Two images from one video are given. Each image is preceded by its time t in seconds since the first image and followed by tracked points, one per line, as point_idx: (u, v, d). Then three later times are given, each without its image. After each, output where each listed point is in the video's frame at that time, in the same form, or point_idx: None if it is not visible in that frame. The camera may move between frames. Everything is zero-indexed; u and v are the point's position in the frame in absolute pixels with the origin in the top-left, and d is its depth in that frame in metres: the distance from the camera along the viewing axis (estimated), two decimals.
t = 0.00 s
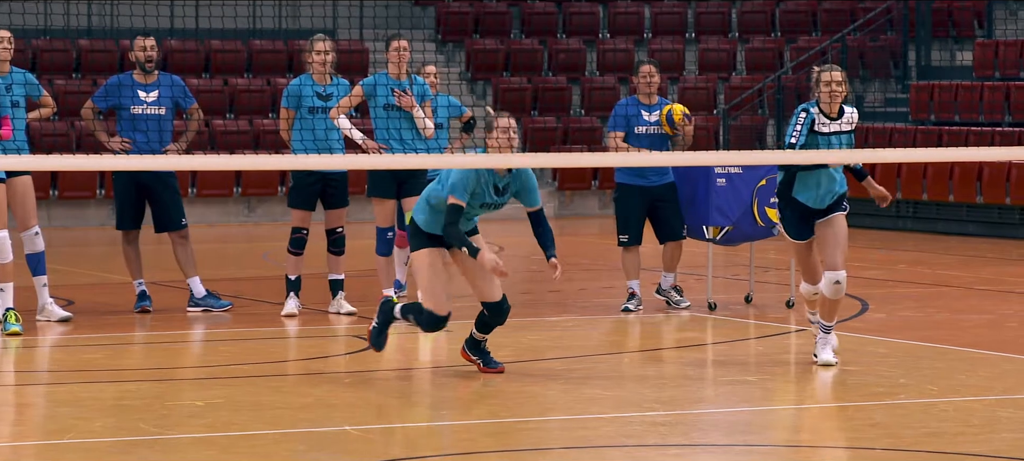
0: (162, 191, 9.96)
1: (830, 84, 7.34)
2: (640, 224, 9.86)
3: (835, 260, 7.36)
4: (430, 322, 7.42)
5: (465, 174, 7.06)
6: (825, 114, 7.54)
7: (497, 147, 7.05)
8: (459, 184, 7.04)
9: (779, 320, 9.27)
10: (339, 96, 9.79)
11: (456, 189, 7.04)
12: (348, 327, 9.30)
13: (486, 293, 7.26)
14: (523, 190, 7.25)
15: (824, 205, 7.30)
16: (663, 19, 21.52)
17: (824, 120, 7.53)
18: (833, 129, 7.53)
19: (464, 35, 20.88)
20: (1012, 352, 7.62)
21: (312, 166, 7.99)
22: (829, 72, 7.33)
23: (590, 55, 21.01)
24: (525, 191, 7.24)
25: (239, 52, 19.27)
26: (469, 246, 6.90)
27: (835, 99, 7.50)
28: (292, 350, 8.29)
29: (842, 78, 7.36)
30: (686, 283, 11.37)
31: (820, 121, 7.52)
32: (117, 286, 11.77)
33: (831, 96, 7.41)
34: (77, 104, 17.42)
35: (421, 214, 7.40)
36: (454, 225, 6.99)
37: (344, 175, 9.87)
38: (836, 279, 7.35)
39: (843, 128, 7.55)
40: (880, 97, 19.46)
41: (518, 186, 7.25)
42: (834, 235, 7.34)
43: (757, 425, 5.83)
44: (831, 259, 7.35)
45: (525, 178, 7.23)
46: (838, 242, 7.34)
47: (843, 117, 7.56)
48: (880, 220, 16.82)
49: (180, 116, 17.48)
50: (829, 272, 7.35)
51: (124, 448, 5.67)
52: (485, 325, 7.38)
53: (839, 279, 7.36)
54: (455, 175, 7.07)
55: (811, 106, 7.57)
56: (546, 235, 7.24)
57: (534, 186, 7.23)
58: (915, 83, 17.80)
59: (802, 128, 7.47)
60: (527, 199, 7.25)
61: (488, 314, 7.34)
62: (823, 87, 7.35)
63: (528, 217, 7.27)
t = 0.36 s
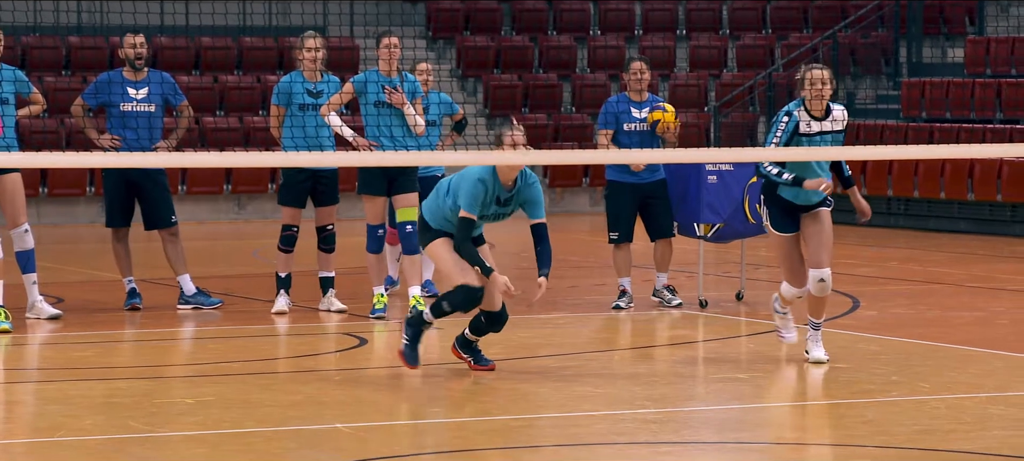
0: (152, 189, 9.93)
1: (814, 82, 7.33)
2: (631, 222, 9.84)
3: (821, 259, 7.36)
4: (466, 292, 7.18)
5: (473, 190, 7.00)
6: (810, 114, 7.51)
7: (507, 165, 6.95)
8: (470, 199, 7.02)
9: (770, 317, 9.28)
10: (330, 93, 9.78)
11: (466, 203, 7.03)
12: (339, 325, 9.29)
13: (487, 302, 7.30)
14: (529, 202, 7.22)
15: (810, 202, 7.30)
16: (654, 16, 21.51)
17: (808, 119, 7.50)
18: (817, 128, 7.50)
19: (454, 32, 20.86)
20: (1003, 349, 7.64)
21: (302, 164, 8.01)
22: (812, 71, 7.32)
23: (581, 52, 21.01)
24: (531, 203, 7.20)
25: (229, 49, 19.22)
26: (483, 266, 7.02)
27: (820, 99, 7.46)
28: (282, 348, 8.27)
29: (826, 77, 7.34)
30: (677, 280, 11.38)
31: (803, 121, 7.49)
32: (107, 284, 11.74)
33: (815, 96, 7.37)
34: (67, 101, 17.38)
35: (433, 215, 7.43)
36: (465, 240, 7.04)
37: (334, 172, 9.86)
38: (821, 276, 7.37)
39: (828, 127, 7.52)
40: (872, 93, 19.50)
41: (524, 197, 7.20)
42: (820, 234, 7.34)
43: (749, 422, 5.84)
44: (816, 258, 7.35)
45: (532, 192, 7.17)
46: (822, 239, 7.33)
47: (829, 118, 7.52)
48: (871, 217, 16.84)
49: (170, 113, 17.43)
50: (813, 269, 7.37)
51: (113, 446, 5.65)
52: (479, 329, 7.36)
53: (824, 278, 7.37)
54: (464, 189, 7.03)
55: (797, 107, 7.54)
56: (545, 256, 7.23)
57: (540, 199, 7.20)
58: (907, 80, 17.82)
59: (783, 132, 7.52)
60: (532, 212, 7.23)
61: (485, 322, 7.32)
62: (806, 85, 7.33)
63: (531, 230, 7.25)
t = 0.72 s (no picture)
0: (142, 185, 9.91)
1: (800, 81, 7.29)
2: (620, 216, 9.84)
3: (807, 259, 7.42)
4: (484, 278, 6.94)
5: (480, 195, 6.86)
6: (794, 113, 7.44)
7: (514, 171, 6.83)
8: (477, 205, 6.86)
9: (761, 313, 9.29)
10: (320, 89, 9.73)
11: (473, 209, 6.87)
12: (330, 321, 9.27)
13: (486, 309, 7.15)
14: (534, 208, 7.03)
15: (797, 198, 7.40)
16: (645, 12, 21.50)
17: (792, 118, 7.44)
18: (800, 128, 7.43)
19: (444, 27, 20.83)
20: (994, 345, 7.65)
21: (294, 160, 7.99)
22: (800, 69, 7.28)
23: (571, 48, 21.00)
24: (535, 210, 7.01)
25: (219, 45, 19.19)
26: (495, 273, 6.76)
27: (805, 97, 7.41)
28: (272, 345, 8.26)
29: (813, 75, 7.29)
30: (668, 276, 11.38)
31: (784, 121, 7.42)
32: (96, 280, 11.71)
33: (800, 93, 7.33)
34: (56, 97, 17.33)
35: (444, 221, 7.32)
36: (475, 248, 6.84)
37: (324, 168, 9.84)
38: (807, 275, 7.38)
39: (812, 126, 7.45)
40: (862, 89, 19.52)
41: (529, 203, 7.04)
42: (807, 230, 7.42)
43: (740, 419, 5.84)
44: (802, 257, 7.40)
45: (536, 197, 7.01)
46: (807, 236, 7.42)
47: (814, 116, 7.47)
48: (862, 213, 16.87)
49: (159, 109, 17.39)
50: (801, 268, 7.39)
51: (102, 443, 5.63)
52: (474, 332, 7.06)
53: (810, 276, 7.38)
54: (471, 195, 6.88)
55: (780, 106, 7.48)
56: (542, 263, 6.99)
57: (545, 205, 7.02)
58: (898, 76, 17.84)
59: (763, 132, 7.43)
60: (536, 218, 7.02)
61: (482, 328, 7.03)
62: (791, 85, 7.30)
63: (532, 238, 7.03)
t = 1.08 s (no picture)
0: (130, 182, 9.87)
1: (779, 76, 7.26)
2: (610, 215, 9.84)
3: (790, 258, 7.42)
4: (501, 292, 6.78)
5: (487, 200, 6.69)
6: (772, 111, 7.48)
7: (521, 176, 6.67)
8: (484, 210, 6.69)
9: (750, 311, 9.30)
10: (309, 86, 9.70)
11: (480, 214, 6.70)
12: (319, 318, 9.26)
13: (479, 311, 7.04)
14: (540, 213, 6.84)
15: (784, 196, 7.38)
16: (635, 9, 21.52)
17: (771, 117, 7.48)
18: (779, 126, 7.48)
19: (433, 24, 20.83)
20: (982, 343, 7.66)
21: (282, 157, 7.97)
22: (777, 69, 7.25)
23: (560, 45, 20.99)
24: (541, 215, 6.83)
25: (208, 42, 19.17)
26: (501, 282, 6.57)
27: (784, 95, 7.45)
28: (261, 342, 8.25)
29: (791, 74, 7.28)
30: (658, 273, 11.39)
31: (762, 119, 7.47)
32: (85, 278, 11.69)
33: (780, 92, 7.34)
34: (45, 94, 17.29)
35: (453, 225, 7.13)
36: (483, 254, 6.66)
37: (313, 166, 9.82)
38: (791, 274, 7.40)
39: (792, 124, 7.50)
40: (852, 86, 19.56)
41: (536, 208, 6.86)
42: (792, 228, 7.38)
43: (729, 416, 5.84)
44: (786, 257, 7.40)
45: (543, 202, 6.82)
46: (792, 234, 7.38)
47: (794, 113, 7.52)
48: (851, 210, 16.90)
49: (148, 106, 17.36)
50: (784, 267, 7.40)
51: (91, 441, 5.62)
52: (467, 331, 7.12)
53: (794, 275, 7.41)
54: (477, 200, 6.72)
55: (760, 104, 7.52)
56: (543, 271, 6.76)
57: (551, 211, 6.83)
58: (888, 73, 17.88)
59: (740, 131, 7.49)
60: (542, 224, 6.84)
61: (474, 327, 7.04)
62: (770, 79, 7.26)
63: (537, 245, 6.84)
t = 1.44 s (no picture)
0: (116, 181, 9.83)
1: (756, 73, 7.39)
2: (599, 217, 9.84)
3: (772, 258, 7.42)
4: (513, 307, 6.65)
5: (494, 209, 6.49)
6: (743, 112, 7.54)
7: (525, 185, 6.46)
8: (490, 218, 6.48)
9: (738, 310, 9.31)
10: (295, 85, 9.71)
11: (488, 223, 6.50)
12: (306, 317, 9.24)
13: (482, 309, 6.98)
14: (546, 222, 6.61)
15: (764, 194, 7.36)
16: (621, 8, 21.52)
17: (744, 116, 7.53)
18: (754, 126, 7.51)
19: (420, 23, 20.81)
20: (970, 342, 7.68)
21: (269, 156, 7.95)
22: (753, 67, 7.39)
23: (548, 44, 20.98)
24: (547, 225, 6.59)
25: (194, 40, 19.13)
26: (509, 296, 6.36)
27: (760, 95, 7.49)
28: (247, 341, 8.22)
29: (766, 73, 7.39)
30: (645, 273, 11.40)
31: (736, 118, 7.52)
32: (70, 277, 11.64)
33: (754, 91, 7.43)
34: (31, 93, 17.22)
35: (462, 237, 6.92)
36: (494, 265, 6.47)
37: (299, 165, 9.78)
38: (773, 274, 7.42)
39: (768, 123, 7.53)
40: (840, 85, 19.59)
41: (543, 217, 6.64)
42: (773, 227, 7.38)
43: (717, 416, 5.84)
44: (768, 257, 7.40)
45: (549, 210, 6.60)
46: (774, 234, 7.39)
47: (772, 114, 7.55)
48: (838, 209, 16.93)
49: (134, 105, 17.30)
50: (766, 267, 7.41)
51: (76, 440, 5.59)
52: (465, 327, 7.11)
53: (776, 275, 7.42)
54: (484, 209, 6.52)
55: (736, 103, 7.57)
56: (548, 283, 6.60)
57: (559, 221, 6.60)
58: (875, 72, 17.91)
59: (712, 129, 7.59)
60: (548, 234, 6.61)
61: (471, 321, 7.04)
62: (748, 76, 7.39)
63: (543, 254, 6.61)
